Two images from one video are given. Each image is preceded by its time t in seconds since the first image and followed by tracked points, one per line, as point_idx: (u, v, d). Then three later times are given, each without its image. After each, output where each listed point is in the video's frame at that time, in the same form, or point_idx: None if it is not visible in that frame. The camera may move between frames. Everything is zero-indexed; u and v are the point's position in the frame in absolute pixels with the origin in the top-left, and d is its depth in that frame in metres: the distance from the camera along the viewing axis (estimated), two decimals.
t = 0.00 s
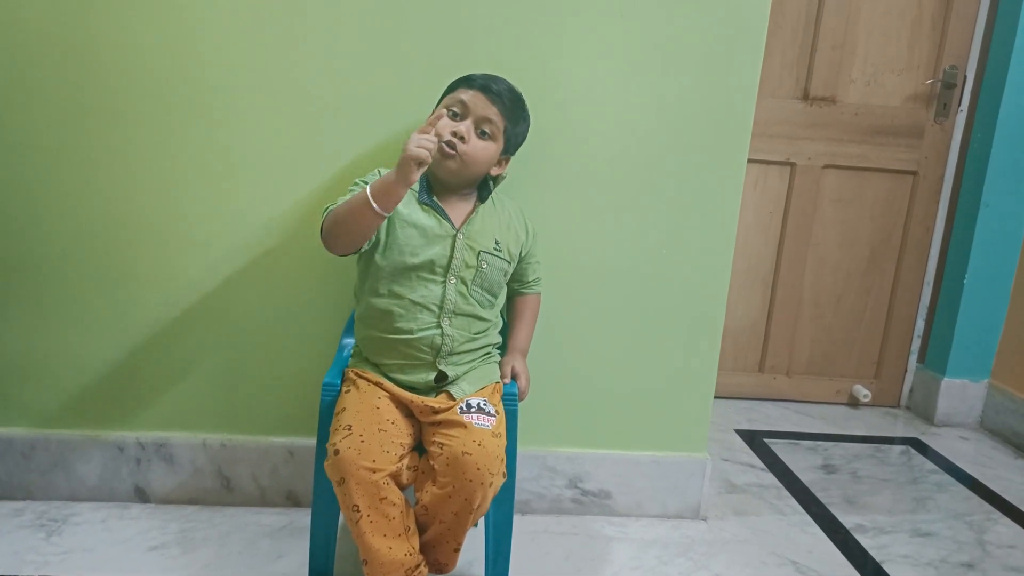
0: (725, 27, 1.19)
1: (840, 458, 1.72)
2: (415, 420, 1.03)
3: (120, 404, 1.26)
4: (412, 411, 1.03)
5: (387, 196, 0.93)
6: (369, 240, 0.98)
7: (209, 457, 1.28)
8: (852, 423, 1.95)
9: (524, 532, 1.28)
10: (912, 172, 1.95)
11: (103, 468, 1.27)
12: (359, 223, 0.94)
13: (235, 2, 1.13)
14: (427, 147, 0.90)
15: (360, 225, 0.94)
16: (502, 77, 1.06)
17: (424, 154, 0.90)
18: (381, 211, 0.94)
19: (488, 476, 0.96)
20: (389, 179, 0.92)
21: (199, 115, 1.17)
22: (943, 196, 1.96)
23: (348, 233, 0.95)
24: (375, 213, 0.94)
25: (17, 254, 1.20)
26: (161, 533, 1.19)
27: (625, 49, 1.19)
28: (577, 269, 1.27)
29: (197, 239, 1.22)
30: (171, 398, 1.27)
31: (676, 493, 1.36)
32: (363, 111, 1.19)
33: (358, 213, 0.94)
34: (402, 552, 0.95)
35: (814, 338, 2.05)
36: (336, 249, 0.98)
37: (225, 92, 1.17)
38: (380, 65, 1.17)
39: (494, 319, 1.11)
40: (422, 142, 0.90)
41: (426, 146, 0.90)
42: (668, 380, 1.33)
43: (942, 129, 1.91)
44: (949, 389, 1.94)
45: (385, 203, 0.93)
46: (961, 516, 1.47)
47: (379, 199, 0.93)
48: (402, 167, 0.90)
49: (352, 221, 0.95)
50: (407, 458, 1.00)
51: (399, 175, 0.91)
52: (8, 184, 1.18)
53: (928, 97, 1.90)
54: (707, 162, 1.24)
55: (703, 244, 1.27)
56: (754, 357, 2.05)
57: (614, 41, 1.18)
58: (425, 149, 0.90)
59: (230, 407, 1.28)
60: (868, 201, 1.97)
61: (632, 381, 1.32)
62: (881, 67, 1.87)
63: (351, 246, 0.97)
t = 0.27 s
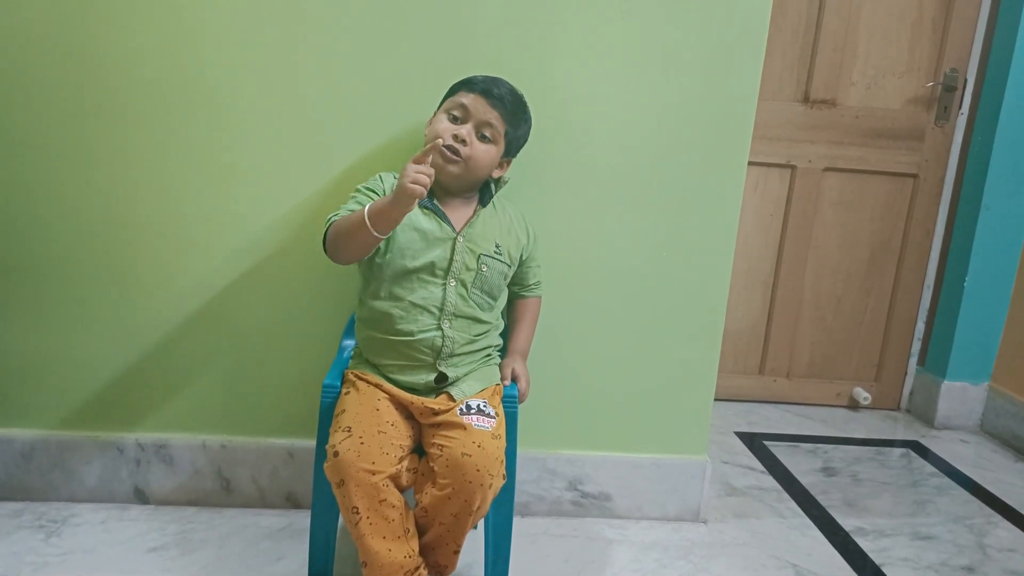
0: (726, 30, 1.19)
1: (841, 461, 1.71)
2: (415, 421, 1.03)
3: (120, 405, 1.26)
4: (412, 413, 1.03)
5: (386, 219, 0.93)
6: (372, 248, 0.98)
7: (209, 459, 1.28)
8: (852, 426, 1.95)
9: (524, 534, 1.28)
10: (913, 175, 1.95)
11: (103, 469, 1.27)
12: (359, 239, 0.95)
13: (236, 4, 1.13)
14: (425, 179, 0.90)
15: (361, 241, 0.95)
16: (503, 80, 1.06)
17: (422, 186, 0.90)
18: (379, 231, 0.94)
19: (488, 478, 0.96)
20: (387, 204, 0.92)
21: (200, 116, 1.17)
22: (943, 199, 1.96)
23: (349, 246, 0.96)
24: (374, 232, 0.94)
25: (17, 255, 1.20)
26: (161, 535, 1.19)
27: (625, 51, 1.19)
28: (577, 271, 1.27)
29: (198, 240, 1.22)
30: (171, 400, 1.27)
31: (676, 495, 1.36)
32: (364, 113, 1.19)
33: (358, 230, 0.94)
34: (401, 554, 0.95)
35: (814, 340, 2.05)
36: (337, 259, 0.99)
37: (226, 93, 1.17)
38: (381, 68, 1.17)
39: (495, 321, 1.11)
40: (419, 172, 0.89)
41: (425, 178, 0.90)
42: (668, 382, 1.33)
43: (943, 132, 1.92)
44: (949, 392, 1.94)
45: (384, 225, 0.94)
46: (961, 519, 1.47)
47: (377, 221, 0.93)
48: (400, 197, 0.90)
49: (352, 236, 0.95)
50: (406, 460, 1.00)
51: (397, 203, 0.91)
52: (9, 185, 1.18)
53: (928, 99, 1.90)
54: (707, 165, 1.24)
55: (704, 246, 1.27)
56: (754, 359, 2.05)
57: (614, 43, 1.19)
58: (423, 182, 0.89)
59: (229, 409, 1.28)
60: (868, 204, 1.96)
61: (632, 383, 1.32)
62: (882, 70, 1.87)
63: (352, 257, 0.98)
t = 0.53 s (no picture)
0: (725, 30, 1.19)
1: (841, 461, 1.71)
2: (415, 423, 1.03)
3: (120, 407, 1.26)
4: (412, 414, 1.03)
5: (380, 188, 0.92)
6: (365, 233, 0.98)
7: (209, 460, 1.28)
8: (852, 425, 1.95)
9: (525, 535, 1.28)
10: (913, 174, 1.95)
11: (103, 471, 1.27)
12: (354, 213, 0.94)
13: (236, 5, 1.13)
14: (417, 138, 0.90)
15: (357, 215, 0.94)
16: (503, 79, 1.06)
17: (415, 144, 0.89)
18: (375, 201, 0.93)
19: (488, 479, 0.96)
20: (381, 171, 0.92)
21: (200, 117, 1.17)
22: (943, 198, 1.96)
23: (345, 226, 0.95)
24: (369, 203, 0.93)
25: (17, 257, 1.20)
26: (161, 536, 1.19)
27: (625, 51, 1.19)
28: (577, 271, 1.27)
29: (198, 242, 1.22)
30: (171, 401, 1.26)
31: (677, 495, 1.36)
32: (364, 113, 1.19)
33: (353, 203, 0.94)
34: (402, 555, 0.94)
35: (815, 340, 2.05)
36: (332, 245, 0.98)
37: (225, 95, 1.17)
38: (380, 68, 1.17)
39: (494, 321, 1.10)
40: (414, 132, 0.90)
41: (417, 137, 0.90)
42: (669, 383, 1.32)
43: (943, 131, 1.92)
44: (950, 391, 1.94)
45: (378, 195, 0.93)
46: (962, 519, 1.46)
47: (371, 189, 0.93)
48: (393, 157, 0.90)
49: (348, 212, 0.95)
50: (407, 461, 1.00)
51: (389, 166, 0.91)
52: (9, 187, 1.18)
53: (928, 99, 1.90)
54: (708, 165, 1.24)
55: (704, 246, 1.27)
56: (755, 359, 2.05)
57: (614, 43, 1.18)
58: (415, 140, 0.90)
59: (230, 410, 1.28)
60: (868, 203, 1.96)
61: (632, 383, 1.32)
62: (881, 69, 1.87)
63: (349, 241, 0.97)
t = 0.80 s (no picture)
0: (725, 27, 1.19)
1: (841, 458, 1.71)
2: (415, 420, 1.03)
3: (120, 404, 1.26)
4: (412, 411, 1.03)
5: (368, 175, 0.92)
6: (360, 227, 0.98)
7: (209, 458, 1.28)
8: (852, 422, 1.95)
9: (525, 533, 1.28)
10: (913, 172, 1.94)
11: (104, 468, 1.27)
12: (348, 205, 0.94)
13: (235, 2, 1.13)
14: (401, 121, 0.90)
15: (351, 208, 0.94)
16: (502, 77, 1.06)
17: (398, 127, 0.89)
18: (366, 192, 0.94)
19: (488, 476, 0.96)
20: (368, 158, 0.92)
21: (199, 115, 1.17)
22: (944, 195, 1.96)
23: (341, 220, 0.95)
24: (361, 194, 0.94)
25: (17, 255, 1.20)
26: (161, 534, 1.19)
27: (625, 48, 1.19)
28: (577, 269, 1.27)
29: (198, 239, 1.22)
30: (171, 399, 1.26)
31: (677, 493, 1.36)
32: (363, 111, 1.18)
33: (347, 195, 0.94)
34: (402, 552, 0.94)
35: (815, 337, 2.04)
36: (330, 243, 0.97)
37: (225, 92, 1.16)
38: (380, 66, 1.17)
39: (494, 318, 1.10)
40: (398, 115, 0.90)
41: (400, 120, 0.90)
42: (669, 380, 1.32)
43: (943, 128, 1.91)
44: (950, 388, 1.94)
45: (367, 184, 0.93)
46: (962, 516, 1.47)
47: (362, 179, 0.93)
48: (379, 142, 0.90)
49: (342, 206, 0.94)
50: (407, 459, 1.00)
51: (376, 153, 0.91)
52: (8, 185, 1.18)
53: (928, 96, 1.90)
54: (708, 162, 1.24)
55: (704, 243, 1.27)
56: (755, 356, 2.05)
57: (614, 40, 1.18)
58: (399, 124, 0.89)
59: (230, 408, 1.28)
60: (868, 201, 1.96)
61: (633, 380, 1.32)
62: (882, 66, 1.87)
63: (347, 236, 0.97)
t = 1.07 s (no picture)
0: (728, 23, 1.18)
1: (844, 456, 1.71)
2: (417, 418, 1.03)
3: (122, 403, 1.26)
4: (414, 409, 1.03)
5: (355, 195, 0.93)
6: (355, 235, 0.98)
7: (212, 456, 1.28)
8: (855, 420, 1.94)
9: (527, 530, 1.28)
10: (915, 169, 1.94)
11: (106, 467, 1.27)
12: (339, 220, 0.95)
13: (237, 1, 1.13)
14: (385, 144, 0.89)
15: (343, 221, 0.95)
16: (502, 76, 1.06)
17: (383, 152, 0.89)
18: (355, 210, 0.94)
19: (491, 473, 0.96)
20: (354, 178, 0.92)
21: (201, 113, 1.17)
22: (946, 193, 1.95)
23: (333, 233, 0.96)
24: (349, 212, 0.94)
25: (19, 254, 1.20)
26: (164, 532, 1.19)
27: (627, 45, 1.19)
28: (579, 266, 1.27)
29: (200, 238, 1.22)
30: (173, 397, 1.27)
31: (679, 490, 1.36)
32: (365, 108, 1.18)
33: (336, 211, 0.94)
34: (405, 550, 0.95)
35: (817, 335, 2.04)
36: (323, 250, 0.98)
37: (226, 90, 1.16)
38: (381, 64, 1.17)
39: (495, 316, 1.10)
40: (382, 138, 0.89)
41: (384, 143, 0.89)
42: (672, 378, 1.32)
43: (945, 125, 1.91)
44: (953, 386, 1.93)
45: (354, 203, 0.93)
46: (965, 513, 1.46)
47: (349, 198, 0.93)
48: (363, 165, 0.90)
49: (334, 218, 0.95)
50: (409, 456, 1.00)
51: (361, 175, 0.91)
52: (11, 184, 1.18)
53: (930, 93, 1.89)
54: (710, 159, 1.24)
55: (706, 240, 1.27)
56: (757, 354, 2.05)
57: (615, 38, 1.18)
58: (382, 148, 0.89)
59: (232, 406, 1.28)
60: (870, 198, 1.96)
61: (635, 378, 1.32)
62: (884, 64, 1.87)
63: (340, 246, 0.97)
